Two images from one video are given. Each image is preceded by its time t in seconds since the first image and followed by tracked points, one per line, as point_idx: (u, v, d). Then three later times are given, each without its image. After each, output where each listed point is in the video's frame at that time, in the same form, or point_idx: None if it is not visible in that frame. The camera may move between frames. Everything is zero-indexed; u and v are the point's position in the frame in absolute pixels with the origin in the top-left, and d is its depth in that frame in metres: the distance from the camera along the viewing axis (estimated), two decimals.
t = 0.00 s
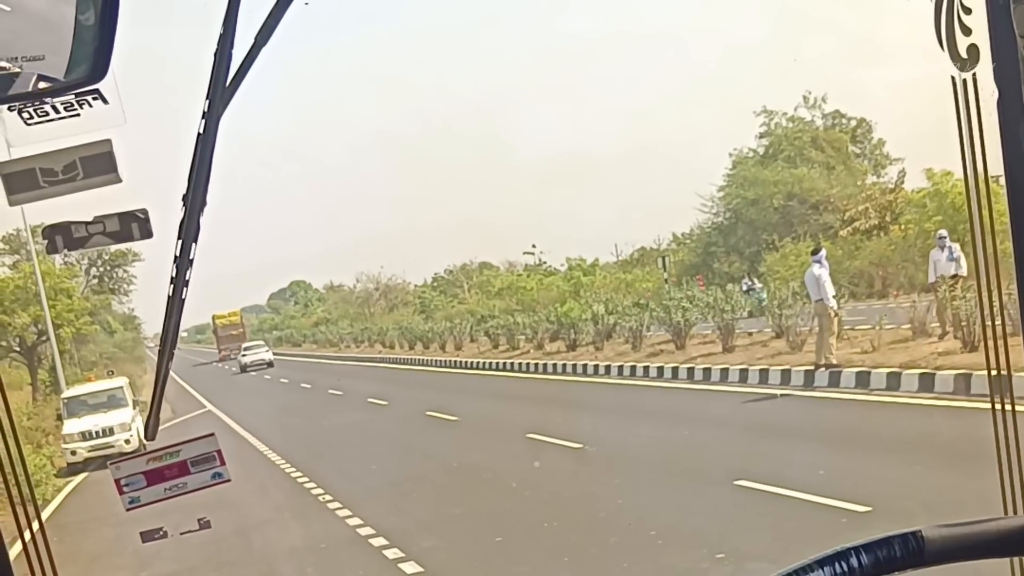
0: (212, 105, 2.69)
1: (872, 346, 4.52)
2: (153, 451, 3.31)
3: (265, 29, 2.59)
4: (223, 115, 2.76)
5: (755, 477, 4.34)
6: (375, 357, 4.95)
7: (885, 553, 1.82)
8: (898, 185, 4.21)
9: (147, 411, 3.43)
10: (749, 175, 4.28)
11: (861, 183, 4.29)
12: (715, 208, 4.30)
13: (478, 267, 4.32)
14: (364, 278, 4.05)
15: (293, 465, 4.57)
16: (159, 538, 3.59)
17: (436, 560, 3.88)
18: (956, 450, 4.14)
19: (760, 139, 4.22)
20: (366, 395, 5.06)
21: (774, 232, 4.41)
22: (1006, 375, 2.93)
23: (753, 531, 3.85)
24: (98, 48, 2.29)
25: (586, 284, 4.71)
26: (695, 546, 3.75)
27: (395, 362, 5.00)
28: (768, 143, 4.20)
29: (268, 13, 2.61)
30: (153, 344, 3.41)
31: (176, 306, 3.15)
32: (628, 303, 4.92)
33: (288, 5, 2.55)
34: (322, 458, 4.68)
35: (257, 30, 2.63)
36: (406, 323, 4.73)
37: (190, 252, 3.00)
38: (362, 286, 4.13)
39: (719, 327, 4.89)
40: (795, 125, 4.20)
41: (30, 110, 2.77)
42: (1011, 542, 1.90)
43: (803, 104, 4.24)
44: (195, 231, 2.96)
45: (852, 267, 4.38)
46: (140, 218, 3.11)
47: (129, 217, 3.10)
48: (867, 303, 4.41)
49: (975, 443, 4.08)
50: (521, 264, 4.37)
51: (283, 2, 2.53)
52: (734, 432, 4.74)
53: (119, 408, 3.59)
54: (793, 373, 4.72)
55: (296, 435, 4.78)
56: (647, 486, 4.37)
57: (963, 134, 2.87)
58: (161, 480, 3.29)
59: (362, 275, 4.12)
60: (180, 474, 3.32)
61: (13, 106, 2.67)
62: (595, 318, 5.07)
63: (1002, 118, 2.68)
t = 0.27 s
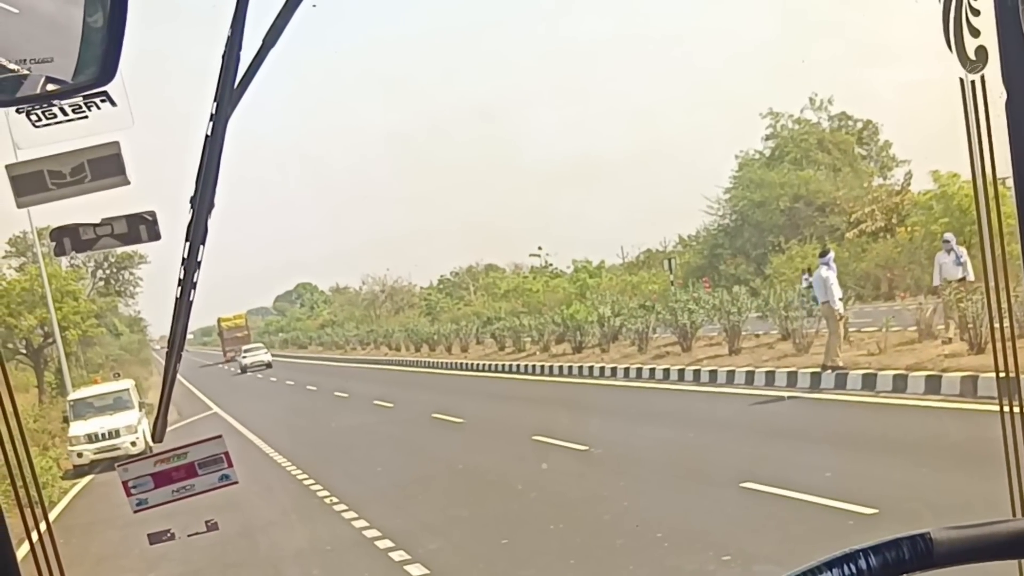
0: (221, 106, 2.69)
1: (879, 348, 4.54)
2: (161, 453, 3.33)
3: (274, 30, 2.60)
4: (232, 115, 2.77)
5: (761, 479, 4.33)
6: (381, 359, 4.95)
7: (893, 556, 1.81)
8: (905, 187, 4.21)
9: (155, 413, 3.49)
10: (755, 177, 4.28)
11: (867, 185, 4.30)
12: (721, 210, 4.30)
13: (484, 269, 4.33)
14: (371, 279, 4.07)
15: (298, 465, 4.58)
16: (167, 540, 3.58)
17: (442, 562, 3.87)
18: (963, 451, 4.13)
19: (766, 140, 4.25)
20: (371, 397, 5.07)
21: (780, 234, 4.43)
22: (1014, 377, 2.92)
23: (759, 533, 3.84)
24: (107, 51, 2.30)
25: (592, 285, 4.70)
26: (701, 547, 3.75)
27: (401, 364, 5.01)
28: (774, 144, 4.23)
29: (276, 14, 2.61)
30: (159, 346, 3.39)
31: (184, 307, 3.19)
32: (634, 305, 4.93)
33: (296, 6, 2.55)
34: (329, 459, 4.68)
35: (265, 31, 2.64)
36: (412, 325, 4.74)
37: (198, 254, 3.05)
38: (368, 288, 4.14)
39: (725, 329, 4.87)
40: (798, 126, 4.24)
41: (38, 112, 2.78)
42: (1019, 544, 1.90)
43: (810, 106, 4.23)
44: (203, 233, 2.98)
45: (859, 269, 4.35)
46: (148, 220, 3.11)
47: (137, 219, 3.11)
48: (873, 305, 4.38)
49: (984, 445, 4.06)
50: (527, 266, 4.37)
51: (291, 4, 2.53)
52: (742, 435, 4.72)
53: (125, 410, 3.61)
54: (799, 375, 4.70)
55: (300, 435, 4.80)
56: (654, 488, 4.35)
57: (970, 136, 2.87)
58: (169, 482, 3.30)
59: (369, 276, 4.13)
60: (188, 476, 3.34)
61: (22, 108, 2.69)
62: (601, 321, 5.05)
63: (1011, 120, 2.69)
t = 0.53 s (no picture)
0: (223, 109, 2.70)
1: (880, 349, 4.58)
2: (163, 456, 3.32)
3: (276, 33, 2.60)
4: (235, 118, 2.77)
5: (764, 481, 4.31)
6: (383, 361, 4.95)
7: (895, 558, 1.82)
8: (907, 189, 4.18)
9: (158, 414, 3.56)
10: (757, 180, 4.28)
11: (869, 187, 4.30)
12: (723, 212, 4.29)
13: (486, 272, 4.32)
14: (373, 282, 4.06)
15: (300, 468, 4.57)
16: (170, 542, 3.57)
17: (443, 564, 3.86)
18: (966, 453, 4.12)
19: (768, 143, 4.26)
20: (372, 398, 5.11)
21: (781, 236, 4.39)
22: (1016, 379, 2.92)
23: (762, 535, 3.83)
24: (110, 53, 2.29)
25: (593, 288, 4.69)
26: (703, 549, 3.74)
27: (403, 366, 5.01)
28: (776, 147, 4.26)
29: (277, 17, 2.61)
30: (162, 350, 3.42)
31: (185, 310, 3.19)
32: (636, 308, 4.93)
33: (298, 9, 2.55)
34: (331, 461, 4.67)
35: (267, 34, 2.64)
36: (414, 327, 4.73)
37: (200, 255, 3.04)
38: (370, 291, 4.14)
39: (727, 331, 4.87)
40: (802, 128, 4.21)
41: (41, 113, 2.79)
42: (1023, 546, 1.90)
43: (811, 109, 4.23)
44: (205, 235, 2.98)
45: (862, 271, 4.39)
46: (150, 222, 3.15)
47: (139, 221, 3.14)
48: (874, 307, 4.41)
49: (987, 447, 4.05)
50: (529, 268, 4.37)
51: (293, 7, 2.54)
52: (744, 437, 4.71)
53: (127, 412, 3.60)
54: (801, 377, 4.70)
55: (302, 437, 4.79)
56: (655, 490, 4.34)
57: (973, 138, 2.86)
58: (171, 484, 3.28)
59: (370, 280, 4.12)
60: (190, 477, 3.31)
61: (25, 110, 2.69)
62: (602, 323, 5.09)
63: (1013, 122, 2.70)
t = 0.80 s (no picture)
0: (224, 112, 2.71)
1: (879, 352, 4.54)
2: (165, 458, 3.32)
3: (277, 37, 2.61)
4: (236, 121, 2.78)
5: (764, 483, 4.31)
6: (383, 363, 4.95)
7: (897, 560, 1.83)
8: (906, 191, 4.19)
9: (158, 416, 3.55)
10: (758, 182, 4.28)
11: (870, 189, 4.30)
12: (723, 214, 4.30)
13: (487, 274, 4.33)
14: (373, 284, 4.06)
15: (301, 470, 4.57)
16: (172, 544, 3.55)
17: (443, 567, 3.87)
18: (966, 455, 4.12)
19: (768, 146, 4.25)
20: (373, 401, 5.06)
21: (781, 237, 4.44)
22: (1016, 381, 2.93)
23: (762, 537, 3.83)
24: (112, 57, 2.27)
25: (594, 289, 4.70)
26: (704, 551, 3.74)
27: (404, 368, 5.01)
28: (776, 149, 4.23)
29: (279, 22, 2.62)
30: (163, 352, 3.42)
31: (187, 313, 3.18)
32: (637, 310, 4.94)
33: (300, 13, 2.56)
34: (332, 462, 4.66)
35: (268, 38, 2.65)
36: (414, 329, 4.74)
37: (202, 259, 3.03)
38: (371, 293, 4.14)
39: (728, 334, 4.88)
40: (802, 131, 4.23)
41: (42, 118, 2.77)
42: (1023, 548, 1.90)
43: (812, 111, 4.24)
44: (207, 238, 2.98)
45: (862, 273, 4.40)
46: (152, 225, 3.15)
47: (140, 224, 3.14)
48: (875, 309, 4.44)
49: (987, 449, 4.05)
50: (530, 270, 4.38)
51: (294, 11, 2.55)
52: (744, 439, 4.71)
53: (127, 414, 3.62)
54: (801, 379, 4.71)
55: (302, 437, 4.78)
56: (655, 493, 4.34)
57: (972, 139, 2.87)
58: (173, 487, 3.28)
59: (371, 282, 4.12)
60: (191, 480, 3.31)
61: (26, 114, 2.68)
62: (603, 325, 5.10)
63: (1014, 124, 2.71)
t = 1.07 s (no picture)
0: (224, 114, 2.71)
1: (879, 354, 4.57)
2: (165, 459, 3.32)
3: (277, 38, 2.61)
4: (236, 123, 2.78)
5: (765, 484, 4.31)
6: (384, 364, 4.95)
7: (895, 560, 1.83)
8: (906, 193, 4.18)
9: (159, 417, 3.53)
10: (757, 183, 4.28)
11: (869, 191, 4.25)
12: (723, 215, 4.30)
13: (487, 276, 4.32)
14: (373, 286, 4.06)
15: (301, 472, 4.57)
16: (172, 545, 3.53)
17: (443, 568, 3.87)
18: (965, 456, 4.12)
19: (768, 147, 4.34)
20: (373, 402, 5.11)
21: (781, 240, 4.40)
22: (1016, 382, 2.92)
23: (762, 538, 3.82)
24: (111, 60, 2.24)
25: (594, 291, 4.70)
26: (703, 552, 3.73)
27: (404, 370, 5.01)
28: (775, 150, 4.31)
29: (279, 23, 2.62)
30: (163, 353, 3.42)
31: (187, 314, 3.18)
32: (637, 312, 4.94)
33: (299, 13, 2.56)
34: (333, 463, 4.67)
35: (268, 39, 2.65)
36: (414, 331, 4.74)
37: (201, 260, 3.03)
38: (371, 295, 4.13)
39: (728, 335, 4.90)
40: (801, 132, 4.26)
41: (42, 120, 2.76)
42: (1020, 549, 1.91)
43: (811, 112, 4.24)
44: (207, 239, 2.98)
45: (862, 274, 4.31)
46: (152, 227, 3.16)
47: (140, 225, 3.14)
48: (875, 311, 4.39)
49: (987, 450, 4.04)
50: (529, 272, 4.37)
51: (294, 12, 2.55)
52: (745, 440, 4.71)
53: (128, 416, 3.63)
54: (801, 381, 4.78)
55: (303, 440, 4.79)
56: (655, 493, 4.34)
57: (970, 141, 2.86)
58: (173, 487, 3.28)
59: (371, 283, 4.12)
60: (191, 481, 3.31)
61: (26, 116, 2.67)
62: (603, 326, 5.11)
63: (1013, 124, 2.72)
